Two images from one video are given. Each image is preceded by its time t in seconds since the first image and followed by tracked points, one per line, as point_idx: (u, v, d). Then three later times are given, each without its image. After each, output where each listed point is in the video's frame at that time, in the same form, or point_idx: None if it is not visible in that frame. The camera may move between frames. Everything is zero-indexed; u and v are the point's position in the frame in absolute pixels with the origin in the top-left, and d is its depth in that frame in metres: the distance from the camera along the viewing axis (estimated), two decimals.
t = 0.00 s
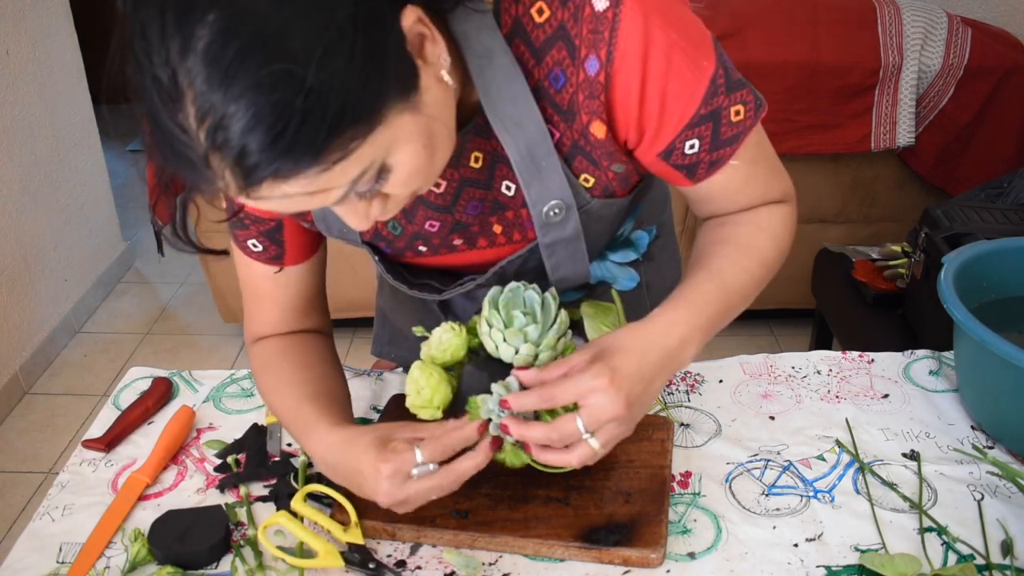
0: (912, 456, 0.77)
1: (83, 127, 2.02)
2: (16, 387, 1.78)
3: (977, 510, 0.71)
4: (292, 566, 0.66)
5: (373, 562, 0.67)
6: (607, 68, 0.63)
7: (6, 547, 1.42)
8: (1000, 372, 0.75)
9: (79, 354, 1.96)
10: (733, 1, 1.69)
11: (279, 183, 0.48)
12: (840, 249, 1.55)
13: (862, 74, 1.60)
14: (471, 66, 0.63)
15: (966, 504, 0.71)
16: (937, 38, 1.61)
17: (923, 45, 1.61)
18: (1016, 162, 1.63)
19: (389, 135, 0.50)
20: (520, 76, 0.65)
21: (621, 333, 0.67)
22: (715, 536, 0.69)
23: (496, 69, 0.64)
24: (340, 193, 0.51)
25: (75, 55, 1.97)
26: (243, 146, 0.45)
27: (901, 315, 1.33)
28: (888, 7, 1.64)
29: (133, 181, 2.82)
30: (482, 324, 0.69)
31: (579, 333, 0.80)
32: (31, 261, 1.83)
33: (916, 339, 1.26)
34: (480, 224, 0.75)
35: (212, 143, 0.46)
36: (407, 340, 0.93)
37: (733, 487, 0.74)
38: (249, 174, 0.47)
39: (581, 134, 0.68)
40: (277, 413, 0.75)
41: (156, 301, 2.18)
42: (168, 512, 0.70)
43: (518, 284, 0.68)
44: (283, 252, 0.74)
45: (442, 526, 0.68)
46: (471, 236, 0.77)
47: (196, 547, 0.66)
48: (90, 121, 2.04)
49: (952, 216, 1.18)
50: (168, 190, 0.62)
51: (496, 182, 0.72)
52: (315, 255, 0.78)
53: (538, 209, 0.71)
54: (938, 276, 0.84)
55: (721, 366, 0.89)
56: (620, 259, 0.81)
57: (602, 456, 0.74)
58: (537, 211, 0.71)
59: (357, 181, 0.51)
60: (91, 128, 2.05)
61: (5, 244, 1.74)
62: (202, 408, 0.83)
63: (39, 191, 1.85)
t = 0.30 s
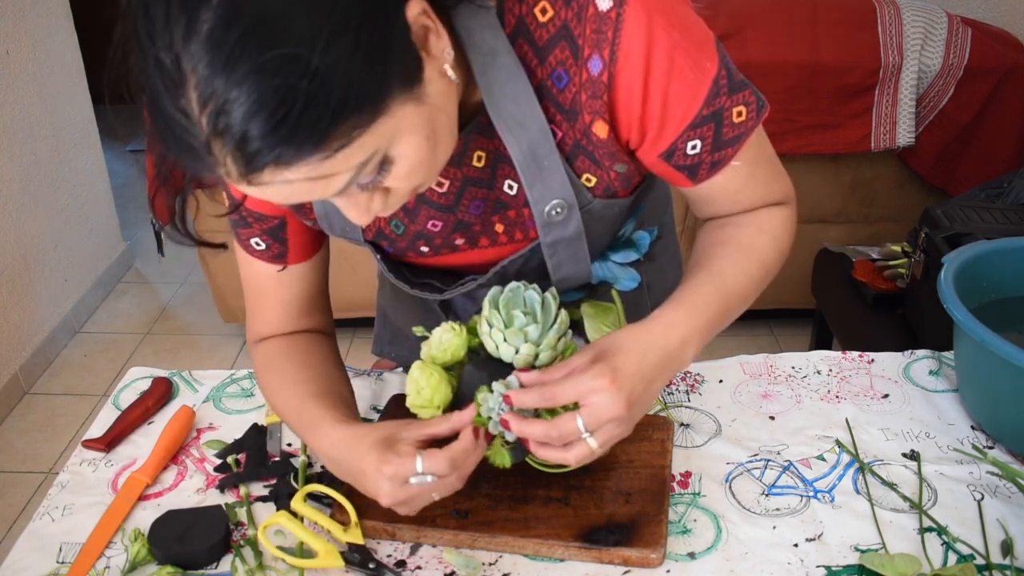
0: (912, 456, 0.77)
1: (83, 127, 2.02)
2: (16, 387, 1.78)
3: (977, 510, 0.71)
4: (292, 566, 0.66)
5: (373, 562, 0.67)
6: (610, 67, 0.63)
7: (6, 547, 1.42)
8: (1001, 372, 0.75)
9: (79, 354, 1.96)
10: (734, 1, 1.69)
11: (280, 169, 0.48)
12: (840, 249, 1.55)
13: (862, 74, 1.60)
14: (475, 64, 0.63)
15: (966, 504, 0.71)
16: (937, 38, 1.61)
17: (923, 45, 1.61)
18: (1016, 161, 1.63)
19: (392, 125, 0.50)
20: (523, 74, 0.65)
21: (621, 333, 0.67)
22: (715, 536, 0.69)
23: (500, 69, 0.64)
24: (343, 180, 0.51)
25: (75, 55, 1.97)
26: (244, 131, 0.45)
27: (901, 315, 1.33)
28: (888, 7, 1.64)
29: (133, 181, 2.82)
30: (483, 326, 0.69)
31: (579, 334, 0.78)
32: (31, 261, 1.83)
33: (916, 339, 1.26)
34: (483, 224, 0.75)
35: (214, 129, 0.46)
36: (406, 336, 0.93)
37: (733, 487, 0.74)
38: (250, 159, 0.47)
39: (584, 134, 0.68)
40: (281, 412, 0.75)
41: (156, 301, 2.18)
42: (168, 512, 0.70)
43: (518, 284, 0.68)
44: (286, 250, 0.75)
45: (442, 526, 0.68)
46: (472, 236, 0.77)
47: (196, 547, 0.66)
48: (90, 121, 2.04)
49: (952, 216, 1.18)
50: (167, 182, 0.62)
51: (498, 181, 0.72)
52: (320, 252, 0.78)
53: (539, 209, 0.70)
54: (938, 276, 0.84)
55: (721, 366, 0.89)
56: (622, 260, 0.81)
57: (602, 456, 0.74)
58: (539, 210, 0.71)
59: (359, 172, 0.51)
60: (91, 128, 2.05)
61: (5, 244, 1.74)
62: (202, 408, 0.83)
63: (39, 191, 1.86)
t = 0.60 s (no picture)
0: (912, 456, 0.77)
1: (83, 127, 2.01)
2: (16, 387, 1.78)
3: (977, 510, 0.71)
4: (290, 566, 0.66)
5: (354, 558, 0.67)
6: (641, 14, 0.61)
7: (6, 547, 1.42)
8: (1002, 372, 0.75)
9: (79, 354, 1.96)
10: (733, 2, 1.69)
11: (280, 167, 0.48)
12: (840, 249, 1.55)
13: (862, 74, 1.60)
14: None
15: (965, 504, 0.71)
16: (937, 38, 1.61)
17: (923, 45, 1.61)
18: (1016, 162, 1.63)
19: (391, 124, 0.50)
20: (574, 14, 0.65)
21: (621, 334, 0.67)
22: (715, 536, 0.69)
23: None
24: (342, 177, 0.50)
25: (75, 55, 1.96)
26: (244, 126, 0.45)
27: (901, 315, 1.33)
28: (889, 7, 1.63)
29: (133, 181, 2.82)
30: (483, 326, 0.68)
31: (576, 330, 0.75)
32: (31, 261, 1.83)
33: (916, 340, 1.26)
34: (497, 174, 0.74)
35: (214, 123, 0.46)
36: (416, 326, 0.93)
37: (733, 487, 0.74)
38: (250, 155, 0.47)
39: (605, 86, 0.65)
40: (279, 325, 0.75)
41: (156, 301, 2.18)
42: (168, 512, 0.70)
43: (517, 285, 0.68)
44: (310, 164, 0.76)
45: (443, 526, 0.68)
46: (486, 190, 0.75)
47: (196, 547, 0.66)
48: (90, 122, 2.04)
49: (952, 216, 1.18)
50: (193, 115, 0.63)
51: (518, 126, 0.72)
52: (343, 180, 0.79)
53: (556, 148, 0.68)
54: (938, 276, 0.84)
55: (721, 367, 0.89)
56: (633, 241, 0.78)
57: (602, 456, 0.74)
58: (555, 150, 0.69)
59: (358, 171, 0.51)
60: (91, 128, 2.05)
61: (5, 244, 1.74)
62: (202, 408, 0.83)
63: (39, 191, 1.85)
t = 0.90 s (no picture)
0: (912, 456, 0.77)
1: (83, 127, 2.01)
2: (16, 387, 1.78)
3: (977, 510, 0.71)
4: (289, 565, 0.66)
5: (354, 558, 0.67)
6: (669, 25, 0.62)
7: (5, 547, 1.42)
8: (1003, 371, 0.75)
9: (79, 354, 1.95)
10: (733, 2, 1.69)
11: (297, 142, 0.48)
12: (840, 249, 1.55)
13: (862, 74, 1.60)
14: None
15: (965, 504, 0.71)
16: (937, 38, 1.61)
17: (923, 45, 1.61)
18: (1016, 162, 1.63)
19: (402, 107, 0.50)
20: (599, 21, 0.66)
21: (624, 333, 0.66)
22: (715, 536, 0.69)
23: None
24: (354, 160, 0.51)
25: (75, 55, 1.97)
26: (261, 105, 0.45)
27: (900, 315, 1.33)
28: (889, 7, 1.63)
29: (133, 181, 2.82)
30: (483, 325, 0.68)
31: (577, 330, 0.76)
32: (31, 261, 1.83)
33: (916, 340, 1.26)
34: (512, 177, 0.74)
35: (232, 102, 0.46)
36: (416, 326, 0.92)
37: (733, 487, 0.74)
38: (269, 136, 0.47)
39: (628, 95, 0.66)
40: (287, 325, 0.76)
41: (156, 301, 2.18)
42: (168, 512, 0.70)
43: (518, 285, 0.68)
44: (320, 164, 0.76)
45: (443, 526, 0.68)
46: (502, 194, 0.75)
47: (196, 547, 0.66)
48: (90, 122, 2.04)
49: (951, 216, 1.18)
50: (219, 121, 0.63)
51: (536, 132, 0.72)
52: (352, 179, 0.79)
53: (578, 155, 0.69)
54: (938, 276, 0.84)
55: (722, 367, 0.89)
56: (642, 247, 0.81)
57: (602, 456, 0.74)
58: (576, 157, 0.69)
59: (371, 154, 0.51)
60: (91, 128, 2.05)
61: (5, 243, 1.74)
62: (202, 408, 0.83)
63: (39, 191, 1.85)
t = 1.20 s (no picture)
0: (912, 456, 0.77)
1: (83, 127, 2.01)
2: (16, 386, 1.78)
3: (977, 510, 0.71)
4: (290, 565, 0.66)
5: (354, 558, 0.67)
6: (667, 30, 0.63)
7: (5, 547, 1.42)
8: (1004, 371, 0.75)
9: (79, 354, 1.95)
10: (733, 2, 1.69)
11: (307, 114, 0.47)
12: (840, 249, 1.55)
13: (862, 74, 1.60)
14: None
15: (965, 504, 0.71)
16: (937, 38, 1.61)
17: (923, 45, 1.61)
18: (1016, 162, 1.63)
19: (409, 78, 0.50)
20: (597, 26, 0.66)
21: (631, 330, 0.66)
22: (715, 536, 0.69)
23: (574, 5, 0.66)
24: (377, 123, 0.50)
25: (75, 55, 1.97)
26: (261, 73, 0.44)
27: (900, 315, 1.33)
28: (889, 7, 1.63)
29: (133, 181, 2.82)
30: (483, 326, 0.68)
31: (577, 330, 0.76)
32: (31, 261, 1.83)
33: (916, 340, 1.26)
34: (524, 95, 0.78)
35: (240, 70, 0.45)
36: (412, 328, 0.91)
37: (733, 487, 0.74)
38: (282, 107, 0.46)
39: (627, 99, 0.67)
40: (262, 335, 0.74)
41: (156, 301, 2.18)
42: (168, 512, 0.70)
43: (517, 285, 0.68)
44: (308, 175, 0.75)
45: (443, 526, 0.68)
46: (503, 201, 0.76)
47: (196, 547, 0.66)
48: (90, 122, 2.04)
49: (951, 216, 1.18)
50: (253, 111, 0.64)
51: (536, 139, 0.73)
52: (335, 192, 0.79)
53: (580, 161, 0.69)
54: (938, 276, 0.84)
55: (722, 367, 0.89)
56: (643, 245, 0.81)
57: (601, 456, 0.74)
58: (579, 163, 0.70)
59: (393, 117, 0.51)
60: (91, 128, 2.05)
61: (5, 244, 1.74)
62: (202, 408, 0.83)
63: (39, 191, 1.85)
